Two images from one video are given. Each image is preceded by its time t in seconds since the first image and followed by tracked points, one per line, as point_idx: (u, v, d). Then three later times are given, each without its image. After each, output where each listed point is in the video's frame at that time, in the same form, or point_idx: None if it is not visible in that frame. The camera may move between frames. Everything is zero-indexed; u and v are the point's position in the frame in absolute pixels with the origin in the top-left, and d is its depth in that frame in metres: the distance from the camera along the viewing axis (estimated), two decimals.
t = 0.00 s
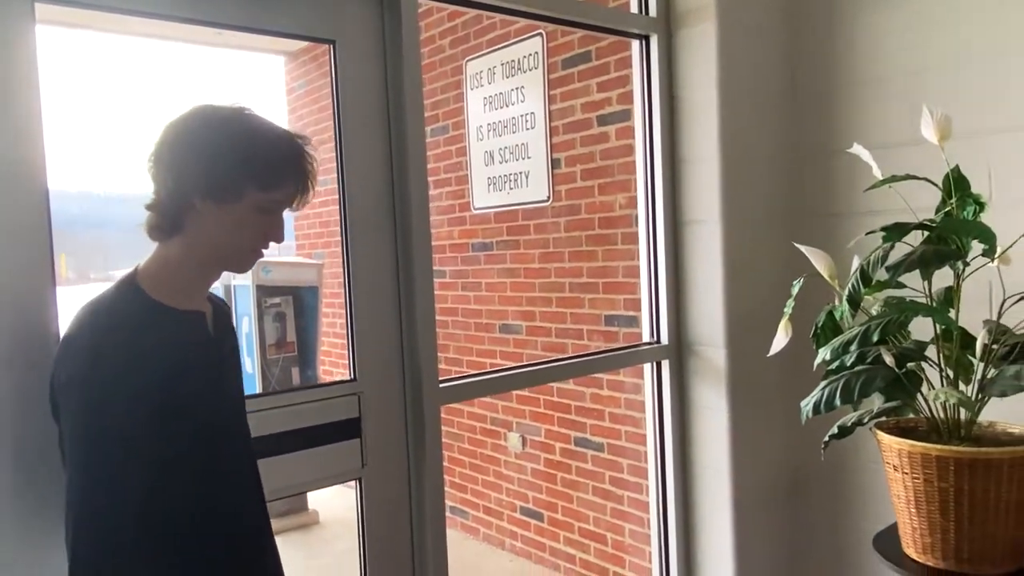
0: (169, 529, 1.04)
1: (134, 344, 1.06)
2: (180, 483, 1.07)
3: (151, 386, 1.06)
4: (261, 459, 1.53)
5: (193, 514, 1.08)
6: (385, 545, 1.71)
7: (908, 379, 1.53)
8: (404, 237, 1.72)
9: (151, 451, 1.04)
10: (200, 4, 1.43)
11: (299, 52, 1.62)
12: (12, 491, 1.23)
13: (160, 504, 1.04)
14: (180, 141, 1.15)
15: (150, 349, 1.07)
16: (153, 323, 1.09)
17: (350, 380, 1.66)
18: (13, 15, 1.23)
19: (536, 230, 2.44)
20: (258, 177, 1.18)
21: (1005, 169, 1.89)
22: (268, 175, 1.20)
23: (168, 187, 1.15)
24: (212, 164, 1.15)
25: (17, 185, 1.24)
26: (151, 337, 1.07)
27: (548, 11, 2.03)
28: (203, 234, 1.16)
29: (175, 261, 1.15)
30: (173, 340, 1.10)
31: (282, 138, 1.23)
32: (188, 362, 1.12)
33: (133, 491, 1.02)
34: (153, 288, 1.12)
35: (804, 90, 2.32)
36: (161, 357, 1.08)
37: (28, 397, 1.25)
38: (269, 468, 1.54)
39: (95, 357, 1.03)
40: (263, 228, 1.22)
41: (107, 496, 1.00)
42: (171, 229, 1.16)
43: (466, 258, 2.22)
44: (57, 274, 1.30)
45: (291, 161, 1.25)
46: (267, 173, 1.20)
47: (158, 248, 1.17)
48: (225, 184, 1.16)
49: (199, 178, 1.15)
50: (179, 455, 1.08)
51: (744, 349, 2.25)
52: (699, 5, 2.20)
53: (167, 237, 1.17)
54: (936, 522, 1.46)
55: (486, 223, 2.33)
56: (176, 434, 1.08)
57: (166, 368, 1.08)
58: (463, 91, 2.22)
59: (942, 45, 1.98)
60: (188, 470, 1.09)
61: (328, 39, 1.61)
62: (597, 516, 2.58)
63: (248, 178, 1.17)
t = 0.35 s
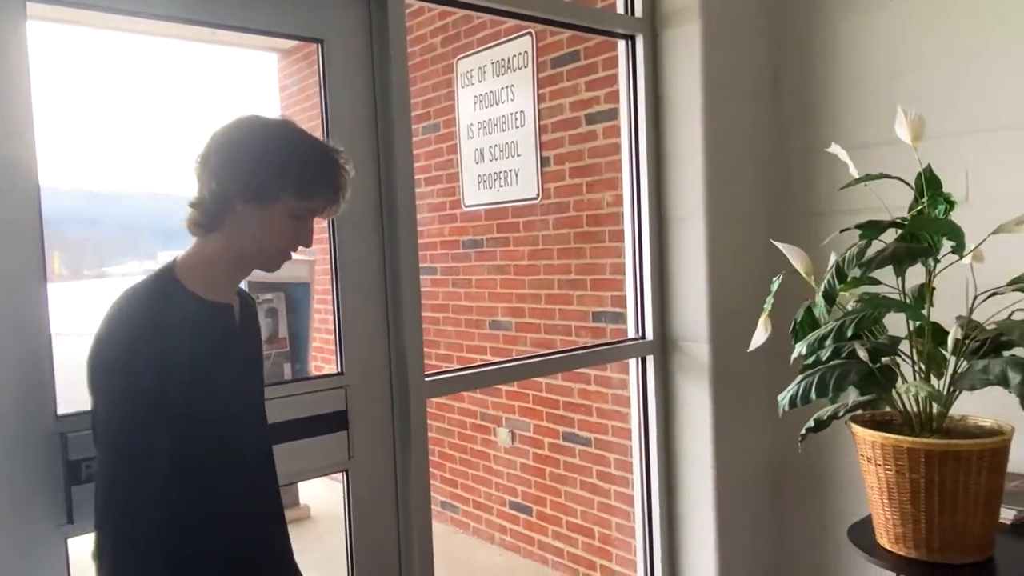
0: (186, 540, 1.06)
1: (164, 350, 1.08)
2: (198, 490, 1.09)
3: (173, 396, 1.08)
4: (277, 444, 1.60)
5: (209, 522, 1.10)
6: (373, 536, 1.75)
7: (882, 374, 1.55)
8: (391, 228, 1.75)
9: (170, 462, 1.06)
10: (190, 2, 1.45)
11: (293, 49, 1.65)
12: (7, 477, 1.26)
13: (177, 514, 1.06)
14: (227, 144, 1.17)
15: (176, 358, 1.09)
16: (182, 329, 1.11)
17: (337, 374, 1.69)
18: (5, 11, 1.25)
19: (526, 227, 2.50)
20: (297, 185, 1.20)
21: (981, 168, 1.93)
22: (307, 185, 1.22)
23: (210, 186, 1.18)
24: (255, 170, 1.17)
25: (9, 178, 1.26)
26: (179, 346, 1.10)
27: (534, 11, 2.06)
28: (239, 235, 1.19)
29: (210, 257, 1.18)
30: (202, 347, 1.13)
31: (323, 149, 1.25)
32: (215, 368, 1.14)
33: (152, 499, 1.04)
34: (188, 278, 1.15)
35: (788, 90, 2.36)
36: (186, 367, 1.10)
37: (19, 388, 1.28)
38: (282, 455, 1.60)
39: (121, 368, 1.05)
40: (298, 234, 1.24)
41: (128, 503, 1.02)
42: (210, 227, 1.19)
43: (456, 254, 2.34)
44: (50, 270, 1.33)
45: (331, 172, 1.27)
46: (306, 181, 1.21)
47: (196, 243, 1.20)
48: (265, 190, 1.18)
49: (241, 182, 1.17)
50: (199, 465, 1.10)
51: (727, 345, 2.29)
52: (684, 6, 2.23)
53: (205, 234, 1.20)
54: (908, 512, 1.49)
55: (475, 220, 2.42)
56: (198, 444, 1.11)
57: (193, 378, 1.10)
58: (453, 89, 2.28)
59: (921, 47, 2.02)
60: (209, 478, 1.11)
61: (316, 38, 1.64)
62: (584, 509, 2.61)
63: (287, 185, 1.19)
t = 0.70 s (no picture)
0: (183, 532, 1.17)
1: (171, 357, 1.16)
2: (195, 485, 1.19)
3: (177, 400, 1.16)
4: (273, 424, 1.66)
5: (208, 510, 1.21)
6: (347, 520, 1.78)
7: (841, 361, 1.60)
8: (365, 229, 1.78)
9: (173, 463, 1.15)
10: None
11: (265, 40, 1.66)
12: None
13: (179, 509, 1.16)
14: (246, 143, 1.25)
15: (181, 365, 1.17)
16: (189, 333, 1.18)
17: (311, 359, 1.72)
18: None
19: (502, 217, 2.56)
20: (308, 185, 1.27)
21: (941, 163, 1.98)
22: (319, 187, 1.30)
23: (228, 179, 1.26)
24: (272, 168, 1.25)
25: None
26: (186, 350, 1.17)
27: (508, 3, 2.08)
28: (251, 228, 1.28)
29: (223, 245, 1.27)
30: (206, 349, 1.20)
31: (337, 157, 1.32)
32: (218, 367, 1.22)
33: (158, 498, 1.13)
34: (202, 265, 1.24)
35: (757, 84, 2.40)
36: (191, 372, 1.18)
37: None
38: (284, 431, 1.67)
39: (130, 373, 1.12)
40: (306, 232, 1.31)
41: (130, 505, 1.11)
42: (224, 217, 1.27)
43: (433, 244, 2.37)
44: (24, 259, 1.34)
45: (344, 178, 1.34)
46: (318, 183, 1.29)
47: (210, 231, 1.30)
48: (278, 187, 1.26)
49: (257, 178, 1.25)
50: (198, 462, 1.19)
51: (696, 333, 2.34)
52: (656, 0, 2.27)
53: (219, 223, 1.28)
54: (862, 494, 1.54)
55: (452, 211, 2.46)
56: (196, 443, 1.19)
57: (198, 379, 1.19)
58: (430, 79, 2.31)
59: (886, 44, 2.07)
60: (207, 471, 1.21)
61: (290, 27, 1.64)
62: (558, 496, 2.66)
63: (299, 185, 1.27)
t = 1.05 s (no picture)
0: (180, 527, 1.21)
1: (171, 362, 1.16)
2: (193, 483, 1.21)
3: (175, 404, 1.16)
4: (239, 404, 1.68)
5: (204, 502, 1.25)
6: (314, 502, 1.80)
7: (794, 344, 1.65)
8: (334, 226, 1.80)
9: (171, 464, 1.17)
10: None
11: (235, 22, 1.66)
12: None
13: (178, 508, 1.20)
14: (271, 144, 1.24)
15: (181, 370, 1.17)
16: (191, 336, 1.18)
17: (278, 340, 1.74)
18: None
19: (475, 203, 2.61)
20: (321, 189, 1.28)
21: (899, 154, 2.04)
22: (330, 189, 1.30)
23: (240, 173, 1.23)
24: (290, 171, 1.24)
25: None
26: (186, 355, 1.17)
27: None
28: (261, 223, 1.28)
29: (226, 232, 1.27)
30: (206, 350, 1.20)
31: (351, 162, 1.33)
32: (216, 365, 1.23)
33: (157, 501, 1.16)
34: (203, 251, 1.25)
35: (724, 74, 2.44)
36: (189, 375, 1.18)
37: None
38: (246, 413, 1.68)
39: (132, 379, 1.12)
40: (310, 228, 1.33)
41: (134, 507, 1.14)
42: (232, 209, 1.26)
43: (407, 230, 2.57)
44: None
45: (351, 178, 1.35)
46: (329, 186, 1.29)
47: (212, 214, 1.27)
48: (293, 189, 1.25)
49: (272, 178, 1.24)
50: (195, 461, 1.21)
51: (660, 318, 2.40)
52: None
53: (225, 211, 1.26)
54: (813, 472, 1.60)
55: (425, 196, 2.60)
56: (195, 443, 1.20)
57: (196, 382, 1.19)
58: (404, 65, 2.46)
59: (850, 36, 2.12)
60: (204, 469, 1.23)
61: (259, 9, 1.63)
62: (528, 477, 2.71)
63: (313, 189, 1.27)
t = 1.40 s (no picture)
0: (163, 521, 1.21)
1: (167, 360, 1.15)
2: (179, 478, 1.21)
3: (167, 402, 1.16)
4: (228, 387, 1.70)
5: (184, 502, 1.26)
6: (285, 489, 1.82)
7: (754, 331, 1.70)
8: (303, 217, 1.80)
9: (159, 460, 1.17)
10: None
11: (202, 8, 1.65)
12: None
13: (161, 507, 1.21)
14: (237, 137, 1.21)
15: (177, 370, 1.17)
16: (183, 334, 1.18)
17: (248, 328, 1.74)
18: None
19: (447, 192, 2.63)
20: (297, 184, 1.22)
21: (861, 146, 2.08)
22: (307, 185, 1.24)
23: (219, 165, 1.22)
24: (263, 162, 1.20)
25: None
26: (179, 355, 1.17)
27: None
28: (236, 218, 1.23)
29: (212, 231, 1.26)
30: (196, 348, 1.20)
31: (322, 152, 1.26)
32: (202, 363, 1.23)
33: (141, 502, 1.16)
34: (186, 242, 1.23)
35: (692, 65, 2.47)
36: (183, 374, 1.17)
37: None
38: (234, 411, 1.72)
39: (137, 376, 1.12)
40: (290, 222, 1.26)
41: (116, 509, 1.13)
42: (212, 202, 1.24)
43: (378, 218, 2.57)
44: None
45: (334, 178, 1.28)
46: (307, 183, 1.23)
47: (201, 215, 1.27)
48: (267, 182, 1.20)
49: (246, 169, 1.20)
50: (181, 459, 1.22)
51: (628, 306, 2.43)
52: None
53: (209, 211, 1.26)
54: (771, 455, 1.65)
55: (397, 184, 2.57)
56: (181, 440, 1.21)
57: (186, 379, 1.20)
58: (377, 52, 2.44)
59: (814, 29, 2.16)
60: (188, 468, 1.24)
61: None
62: (499, 464, 2.72)
63: (288, 183, 1.22)
